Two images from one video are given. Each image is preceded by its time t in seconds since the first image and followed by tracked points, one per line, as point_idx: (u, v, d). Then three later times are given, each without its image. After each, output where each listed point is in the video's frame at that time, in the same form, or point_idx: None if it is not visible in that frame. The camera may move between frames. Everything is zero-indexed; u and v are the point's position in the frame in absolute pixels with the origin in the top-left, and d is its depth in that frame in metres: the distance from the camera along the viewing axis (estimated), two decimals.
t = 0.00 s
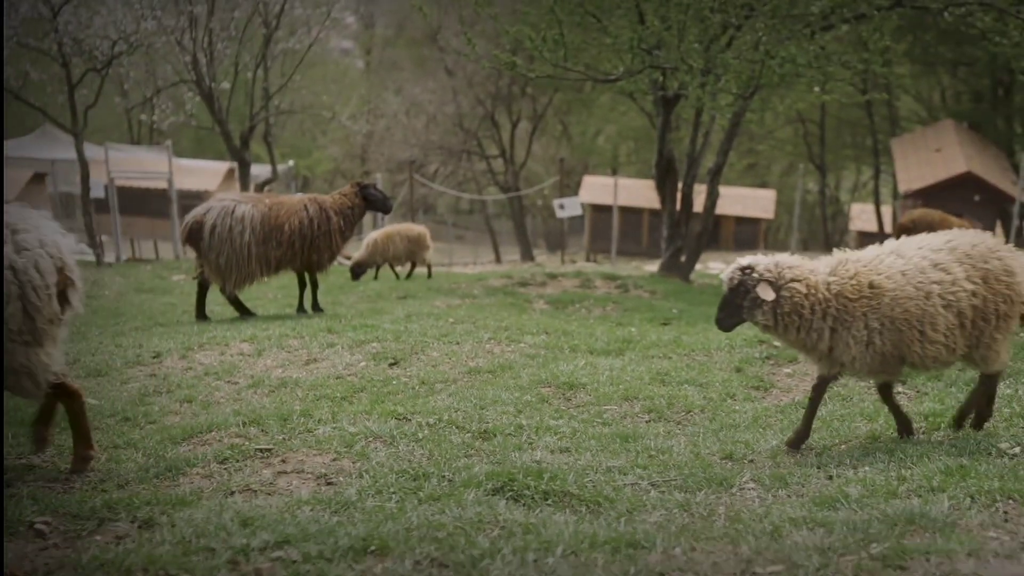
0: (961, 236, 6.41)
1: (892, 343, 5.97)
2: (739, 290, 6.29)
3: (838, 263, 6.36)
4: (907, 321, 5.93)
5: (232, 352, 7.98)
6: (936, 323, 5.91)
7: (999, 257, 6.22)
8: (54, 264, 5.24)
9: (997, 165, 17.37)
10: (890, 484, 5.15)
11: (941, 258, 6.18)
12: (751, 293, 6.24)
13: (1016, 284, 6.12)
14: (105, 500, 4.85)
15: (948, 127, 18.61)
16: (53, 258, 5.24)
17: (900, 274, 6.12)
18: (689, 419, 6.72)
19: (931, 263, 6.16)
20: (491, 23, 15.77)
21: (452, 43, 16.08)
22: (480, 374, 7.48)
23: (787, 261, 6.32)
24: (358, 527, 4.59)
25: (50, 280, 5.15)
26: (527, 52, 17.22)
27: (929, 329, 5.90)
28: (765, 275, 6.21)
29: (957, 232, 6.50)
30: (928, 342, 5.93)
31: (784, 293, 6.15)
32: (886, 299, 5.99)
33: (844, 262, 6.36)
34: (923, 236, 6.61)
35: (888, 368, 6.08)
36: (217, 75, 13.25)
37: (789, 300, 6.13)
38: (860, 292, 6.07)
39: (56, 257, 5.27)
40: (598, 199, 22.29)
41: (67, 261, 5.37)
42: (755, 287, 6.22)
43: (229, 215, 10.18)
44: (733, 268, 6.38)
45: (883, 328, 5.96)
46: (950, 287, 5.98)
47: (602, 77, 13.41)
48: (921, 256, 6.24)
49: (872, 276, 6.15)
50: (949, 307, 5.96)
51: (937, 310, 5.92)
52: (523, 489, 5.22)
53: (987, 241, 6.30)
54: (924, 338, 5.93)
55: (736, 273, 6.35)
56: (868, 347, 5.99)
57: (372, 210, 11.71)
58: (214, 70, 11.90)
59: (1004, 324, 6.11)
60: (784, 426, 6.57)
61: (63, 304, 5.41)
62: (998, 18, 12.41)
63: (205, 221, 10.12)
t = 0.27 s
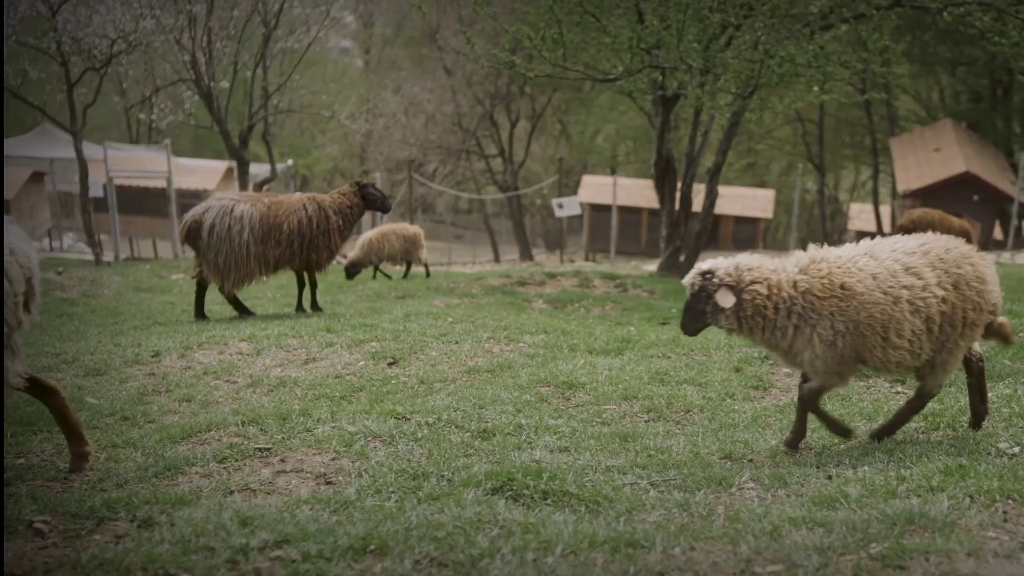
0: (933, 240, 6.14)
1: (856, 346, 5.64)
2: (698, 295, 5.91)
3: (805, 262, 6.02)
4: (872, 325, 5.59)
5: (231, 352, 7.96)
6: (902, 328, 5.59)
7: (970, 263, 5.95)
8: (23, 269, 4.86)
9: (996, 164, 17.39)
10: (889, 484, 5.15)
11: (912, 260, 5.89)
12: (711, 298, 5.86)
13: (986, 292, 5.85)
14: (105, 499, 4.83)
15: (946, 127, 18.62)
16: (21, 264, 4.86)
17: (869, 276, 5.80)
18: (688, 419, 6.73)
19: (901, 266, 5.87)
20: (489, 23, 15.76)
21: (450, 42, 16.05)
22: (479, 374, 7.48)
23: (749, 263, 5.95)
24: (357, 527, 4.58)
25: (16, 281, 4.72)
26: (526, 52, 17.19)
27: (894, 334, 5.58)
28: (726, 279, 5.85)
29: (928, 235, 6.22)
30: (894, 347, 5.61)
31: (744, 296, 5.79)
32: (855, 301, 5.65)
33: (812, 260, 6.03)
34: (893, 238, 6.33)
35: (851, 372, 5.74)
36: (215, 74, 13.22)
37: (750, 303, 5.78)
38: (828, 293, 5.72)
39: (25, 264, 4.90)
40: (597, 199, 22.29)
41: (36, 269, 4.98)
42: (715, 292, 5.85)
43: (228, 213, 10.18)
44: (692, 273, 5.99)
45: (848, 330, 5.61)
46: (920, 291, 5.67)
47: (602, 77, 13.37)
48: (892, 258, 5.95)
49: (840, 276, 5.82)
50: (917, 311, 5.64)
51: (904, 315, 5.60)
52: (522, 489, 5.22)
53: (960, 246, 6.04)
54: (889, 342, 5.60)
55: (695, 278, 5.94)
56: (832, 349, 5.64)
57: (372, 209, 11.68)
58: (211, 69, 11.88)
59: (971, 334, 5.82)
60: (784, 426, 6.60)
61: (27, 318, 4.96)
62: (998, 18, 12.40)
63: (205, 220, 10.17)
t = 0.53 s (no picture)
0: (908, 243, 6.08)
1: (816, 345, 5.61)
2: (663, 296, 5.95)
3: (774, 259, 5.99)
4: (834, 325, 5.56)
5: (230, 353, 7.94)
6: (866, 331, 5.56)
7: (943, 269, 5.90)
8: None
9: (994, 163, 17.41)
10: (890, 483, 5.15)
11: (885, 264, 5.83)
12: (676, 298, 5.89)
13: (956, 296, 5.83)
14: (105, 501, 4.81)
15: (944, 125, 18.64)
16: None
17: (836, 277, 5.76)
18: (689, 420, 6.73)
19: (872, 269, 5.81)
20: (488, 23, 15.75)
21: (449, 42, 16.03)
22: (478, 374, 7.47)
23: (712, 263, 5.96)
24: (358, 527, 4.57)
25: None
26: (524, 52, 17.17)
27: (856, 337, 5.56)
28: (689, 280, 5.87)
29: (902, 238, 6.16)
30: (855, 349, 5.59)
31: (708, 295, 5.81)
32: (818, 300, 5.62)
33: (780, 258, 5.99)
34: (868, 241, 6.26)
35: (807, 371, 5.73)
36: (213, 75, 13.19)
37: (713, 301, 5.79)
38: (789, 289, 5.70)
39: None
40: (596, 198, 22.29)
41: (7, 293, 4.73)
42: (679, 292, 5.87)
43: (227, 214, 10.17)
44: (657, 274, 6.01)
45: (807, 330, 5.59)
46: (888, 295, 5.64)
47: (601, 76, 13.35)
48: (863, 261, 5.89)
49: (807, 276, 5.77)
50: (884, 314, 5.62)
51: (870, 317, 5.56)
52: (523, 489, 5.20)
53: (933, 250, 6.00)
54: (851, 344, 5.59)
55: (660, 279, 5.97)
56: (789, 348, 5.62)
57: (371, 209, 11.66)
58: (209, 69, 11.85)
59: (939, 339, 5.83)
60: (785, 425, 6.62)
61: None
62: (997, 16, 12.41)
63: (203, 220, 10.17)
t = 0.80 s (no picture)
0: (867, 239, 6.09)
1: (779, 351, 5.59)
2: (631, 289, 5.88)
3: (736, 264, 5.96)
4: (797, 331, 5.54)
5: (233, 351, 7.93)
6: (830, 332, 5.54)
7: (904, 258, 5.95)
8: None
9: (996, 163, 17.42)
10: (893, 483, 5.14)
11: (844, 263, 5.83)
12: (644, 293, 5.84)
13: (922, 285, 5.85)
14: (109, 499, 4.80)
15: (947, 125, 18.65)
16: None
17: (797, 281, 5.73)
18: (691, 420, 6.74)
19: (832, 270, 5.80)
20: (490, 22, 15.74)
21: (450, 41, 16.00)
22: (481, 373, 7.47)
23: (686, 263, 5.93)
24: (362, 526, 4.56)
25: None
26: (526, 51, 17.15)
27: (821, 339, 5.53)
28: (661, 276, 5.82)
29: (862, 235, 6.17)
30: (821, 352, 5.56)
31: (676, 295, 5.77)
32: (779, 305, 5.60)
33: (742, 264, 5.97)
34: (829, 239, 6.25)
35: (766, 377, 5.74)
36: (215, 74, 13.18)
37: (681, 303, 5.75)
38: (752, 300, 5.67)
39: None
40: (598, 199, 22.29)
41: None
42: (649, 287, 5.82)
43: (229, 213, 10.16)
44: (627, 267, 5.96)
45: (767, 338, 5.58)
46: (850, 294, 5.63)
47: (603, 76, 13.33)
48: (824, 262, 5.88)
49: (770, 280, 5.75)
50: (848, 314, 5.61)
51: (832, 319, 5.55)
52: (526, 488, 5.19)
53: (892, 242, 6.03)
54: (816, 347, 5.56)
55: (631, 271, 5.91)
56: (749, 357, 5.61)
57: (373, 208, 11.61)
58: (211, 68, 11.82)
59: (913, 329, 5.81)
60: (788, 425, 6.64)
61: None
62: (1000, 16, 12.42)
63: (206, 220, 10.16)
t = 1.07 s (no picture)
0: (840, 241, 6.06)
1: (753, 358, 5.62)
2: (606, 295, 5.91)
3: (709, 270, 5.97)
4: (768, 340, 5.58)
5: (244, 349, 7.94)
6: (801, 342, 5.58)
7: (878, 264, 5.90)
8: None
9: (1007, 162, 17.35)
10: (905, 482, 5.13)
11: (815, 270, 5.81)
12: (619, 299, 5.86)
13: (897, 289, 5.84)
14: (122, 496, 4.81)
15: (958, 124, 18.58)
16: None
17: (767, 287, 5.73)
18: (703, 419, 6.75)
19: (804, 276, 5.79)
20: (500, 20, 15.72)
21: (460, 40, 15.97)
22: (492, 371, 7.47)
23: (662, 267, 5.93)
24: (374, 524, 4.57)
25: None
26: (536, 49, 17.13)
27: (792, 349, 5.58)
28: (636, 280, 5.83)
29: (832, 236, 6.14)
30: (793, 359, 5.61)
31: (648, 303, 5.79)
32: (749, 313, 5.63)
33: (713, 269, 5.97)
34: (802, 240, 6.23)
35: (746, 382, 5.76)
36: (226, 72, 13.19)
37: (656, 308, 5.76)
38: (722, 304, 5.72)
39: None
40: (609, 197, 22.28)
41: None
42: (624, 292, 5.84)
43: (241, 212, 10.17)
44: (603, 273, 5.98)
45: (740, 343, 5.62)
46: (821, 303, 5.65)
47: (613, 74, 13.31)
48: (795, 268, 5.86)
49: (742, 284, 5.78)
50: (819, 323, 5.63)
51: (803, 327, 5.59)
52: (538, 487, 5.19)
53: (865, 246, 6.00)
54: (788, 355, 5.61)
55: (605, 278, 5.94)
56: (725, 362, 5.65)
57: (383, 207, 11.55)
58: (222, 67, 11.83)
59: (888, 334, 5.83)
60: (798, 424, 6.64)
61: None
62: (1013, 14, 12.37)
63: (217, 218, 10.16)
